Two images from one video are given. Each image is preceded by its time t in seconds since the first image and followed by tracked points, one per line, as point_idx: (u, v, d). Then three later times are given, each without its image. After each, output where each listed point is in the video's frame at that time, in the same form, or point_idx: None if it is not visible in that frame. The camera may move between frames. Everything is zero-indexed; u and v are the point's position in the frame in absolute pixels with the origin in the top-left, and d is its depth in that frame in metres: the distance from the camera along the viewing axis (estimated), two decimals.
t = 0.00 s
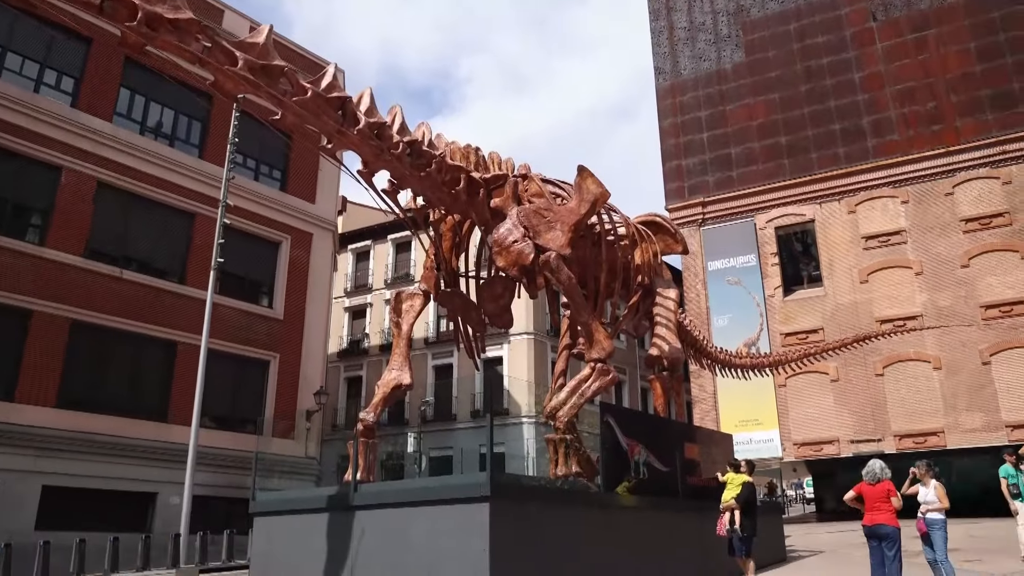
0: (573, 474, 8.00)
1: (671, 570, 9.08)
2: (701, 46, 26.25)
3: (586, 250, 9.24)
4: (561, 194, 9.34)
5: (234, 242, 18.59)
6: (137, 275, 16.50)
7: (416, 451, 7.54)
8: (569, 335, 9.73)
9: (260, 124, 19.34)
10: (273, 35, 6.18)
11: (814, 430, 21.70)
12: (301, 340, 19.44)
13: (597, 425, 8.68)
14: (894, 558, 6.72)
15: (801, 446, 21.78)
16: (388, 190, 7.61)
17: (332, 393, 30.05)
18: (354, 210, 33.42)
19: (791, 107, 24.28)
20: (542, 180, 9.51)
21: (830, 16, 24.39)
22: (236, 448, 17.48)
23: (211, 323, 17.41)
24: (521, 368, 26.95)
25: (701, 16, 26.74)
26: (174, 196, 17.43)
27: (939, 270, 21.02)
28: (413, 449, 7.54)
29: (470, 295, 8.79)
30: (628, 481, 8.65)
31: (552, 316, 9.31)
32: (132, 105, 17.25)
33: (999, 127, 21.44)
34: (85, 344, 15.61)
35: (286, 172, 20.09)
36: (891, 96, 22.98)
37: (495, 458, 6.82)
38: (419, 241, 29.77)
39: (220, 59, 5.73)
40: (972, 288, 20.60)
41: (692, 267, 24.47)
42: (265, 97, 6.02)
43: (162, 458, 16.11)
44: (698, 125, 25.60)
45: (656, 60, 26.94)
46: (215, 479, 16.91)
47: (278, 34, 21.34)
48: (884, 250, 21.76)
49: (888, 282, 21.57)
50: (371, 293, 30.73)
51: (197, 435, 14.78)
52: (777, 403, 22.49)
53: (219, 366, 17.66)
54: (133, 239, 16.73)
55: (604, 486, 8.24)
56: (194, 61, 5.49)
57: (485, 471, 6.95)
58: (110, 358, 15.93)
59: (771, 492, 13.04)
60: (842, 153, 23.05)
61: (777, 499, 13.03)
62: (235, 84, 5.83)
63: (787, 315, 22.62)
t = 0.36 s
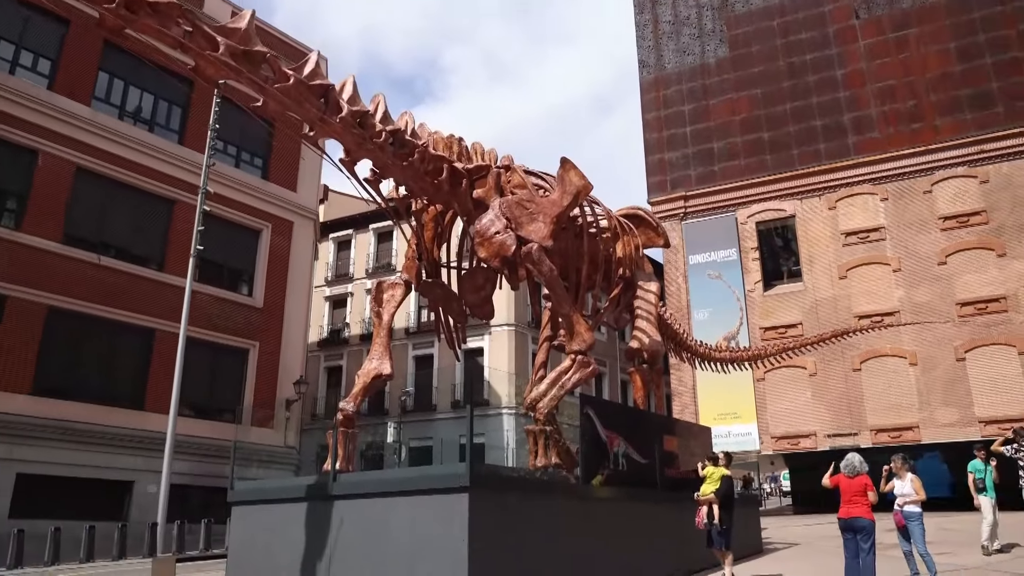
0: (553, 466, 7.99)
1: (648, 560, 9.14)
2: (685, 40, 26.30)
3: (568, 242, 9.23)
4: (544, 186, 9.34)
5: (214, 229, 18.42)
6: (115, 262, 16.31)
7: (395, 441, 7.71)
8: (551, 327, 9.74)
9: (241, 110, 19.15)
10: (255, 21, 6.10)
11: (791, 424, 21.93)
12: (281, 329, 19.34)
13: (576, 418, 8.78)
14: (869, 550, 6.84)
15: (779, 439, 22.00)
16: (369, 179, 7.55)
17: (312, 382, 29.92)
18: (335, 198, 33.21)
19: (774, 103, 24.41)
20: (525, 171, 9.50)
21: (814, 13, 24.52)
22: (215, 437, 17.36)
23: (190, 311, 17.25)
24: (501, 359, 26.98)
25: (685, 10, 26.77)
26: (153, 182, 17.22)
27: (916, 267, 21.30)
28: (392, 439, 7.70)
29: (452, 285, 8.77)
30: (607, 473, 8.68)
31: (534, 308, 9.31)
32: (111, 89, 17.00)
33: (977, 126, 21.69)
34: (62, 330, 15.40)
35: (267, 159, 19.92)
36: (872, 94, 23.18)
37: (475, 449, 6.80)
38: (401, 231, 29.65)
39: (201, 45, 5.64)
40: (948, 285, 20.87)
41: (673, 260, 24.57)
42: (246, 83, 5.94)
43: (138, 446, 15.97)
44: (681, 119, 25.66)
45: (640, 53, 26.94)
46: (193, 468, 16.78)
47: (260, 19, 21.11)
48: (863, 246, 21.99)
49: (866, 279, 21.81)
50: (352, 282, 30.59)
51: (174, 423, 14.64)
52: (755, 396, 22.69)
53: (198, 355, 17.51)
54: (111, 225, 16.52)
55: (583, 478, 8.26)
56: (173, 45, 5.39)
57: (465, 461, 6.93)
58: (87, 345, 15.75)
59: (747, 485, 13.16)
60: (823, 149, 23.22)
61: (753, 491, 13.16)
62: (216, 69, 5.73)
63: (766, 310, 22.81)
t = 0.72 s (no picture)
0: (540, 458, 8.01)
1: (635, 552, 9.20)
2: (676, 34, 26.26)
3: (557, 234, 9.24)
4: (534, 178, 9.34)
5: (202, 219, 18.31)
6: (102, 251, 16.20)
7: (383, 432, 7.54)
8: (539, 319, 9.76)
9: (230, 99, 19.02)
10: (244, 9, 6.05)
11: (778, 417, 22.06)
12: (269, 319, 19.28)
13: (565, 410, 8.75)
14: (855, 542, 6.89)
15: (766, 432, 22.13)
16: (359, 169, 7.52)
17: (300, 373, 29.84)
18: (324, 189, 33.05)
19: (764, 97, 24.45)
20: (515, 163, 9.49)
21: (805, 8, 24.54)
22: (202, 427, 17.30)
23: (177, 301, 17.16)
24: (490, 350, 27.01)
25: (676, 3, 26.72)
26: (140, 171, 17.10)
27: (903, 262, 21.44)
28: (380, 431, 7.53)
29: (440, 277, 8.75)
30: (594, 465, 8.73)
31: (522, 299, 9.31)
32: (98, 77, 16.84)
33: (965, 123, 21.83)
34: (48, 319, 15.29)
35: (256, 148, 19.80)
36: (861, 89, 23.26)
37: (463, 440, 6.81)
38: (390, 222, 29.55)
39: (189, 33, 5.59)
40: (935, 280, 21.04)
41: (662, 253, 24.62)
42: (234, 71, 5.88)
43: (125, 436, 15.90)
44: (671, 112, 25.66)
45: (630, 46, 26.89)
46: (180, 458, 16.71)
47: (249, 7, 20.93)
48: (851, 241, 22.10)
49: (854, 273, 21.93)
50: (341, 273, 30.50)
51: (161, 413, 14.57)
52: (742, 389, 22.81)
53: (186, 345, 17.42)
54: (98, 214, 16.40)
55: (570, 470, 8.30)
56: (161, 33, 5.34)
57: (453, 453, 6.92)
58: (73, 334, 15.64)
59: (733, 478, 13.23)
60: (812, 144, 23.30)
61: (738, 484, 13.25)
62: (204, 58, 5.67)
63: (754, 304, 22.90)
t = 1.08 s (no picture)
0: (534, 451, 7.99)
1: (627, 546, 9.24)
2: (669, 27, 26.21)
3: (550, 228, 9.24)
4: (527, 171, 9.34)
5: (193, 211, 18.22)
6: (93, 243, 16.12)
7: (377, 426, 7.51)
8: (532, 313, 9.77)
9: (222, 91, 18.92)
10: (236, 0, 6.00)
11: (770, 411, 22.15)
12: (261, 313, 19.24)
13: (556, 404, 8.53)
14: (846, 535, 6.96)
15: (758, 426, 22.22)
16: (351, 162, 7.49)
17: (292, 366, 29.79)
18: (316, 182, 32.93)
19: (757, 91, 24.48)
20: (508, 157, 9.48)
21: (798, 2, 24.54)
22: (194, 420, 17.26)
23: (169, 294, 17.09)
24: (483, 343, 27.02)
25: None
26: (131, 162, 17.00)
27: (895, 257, 21.53)
28: (374, 424, 7.49)
29: (433, 270, 8.73)
30: (586, 458, 8.75)
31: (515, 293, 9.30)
32: (88, 67, 16.71)
33: (957, 118, 21.91)
34: (39, 311, 15.21)
35: (248, 141, 19.71)
36: (854, 84, 23.30)
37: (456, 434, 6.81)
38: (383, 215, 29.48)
39: (180, 24, 5.55)
40: (926, 275, 21.14)
41: (655, 247, 24.65)
42: (227, 63, 5.84)
43: (117, 429, 15.87)
44: (665, 106, 25.64)
45: (624, 39, 26.85)
46: (172, 452, 16.67)
47: None
48: (843, 235, 22.17)
49: (846, 268, 22.01)
50: (334, 266, 30.45)
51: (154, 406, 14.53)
52: (734, 383, 22.89)
53: (177, 337, 17.37)
54: (89, 205, 16.30)
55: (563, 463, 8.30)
56: (153, 24, 5.29)
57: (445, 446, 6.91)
58: (64, 326, 15.57)
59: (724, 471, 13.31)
60: (805, 139, 23.33)
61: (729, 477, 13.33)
62: (197, 49, 5.62)
63: (746, 298, 22.96)
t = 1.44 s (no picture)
0: (531, 448, 8.01)
1: (624, 543, 9.26)
2: (667, 24, 26.17)
3: (548, 224, 9.25)
4: (524, 168, 9.34)
5: (191, 208, 18.19)
6: (91, 240, 16.09)
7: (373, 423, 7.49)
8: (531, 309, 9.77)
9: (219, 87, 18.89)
10: None
11: (767, 408, 22.18)
12: (259, 310, 19.23)
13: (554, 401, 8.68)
14: (842, 532, 6.97)
15: (755, 423, 22.25)
16: (349, 159, 7.49)
17: (290, 363, 29.77)
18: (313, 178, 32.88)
19: (755, 88, 24.48)
20: (505, 153, 9.48)
21: None
22: (191, 417, 17.25)
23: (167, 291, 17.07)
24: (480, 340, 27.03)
25: None
26: (129, 159, 16.96)
27: (893, 254, 21.55)
28: (371, 421, 7.48)
29: (431, 267, 8.73)
30: (583, 455, 8.78)
31: (513, 290, 9.30)
32: (85, 64, 16.66)
33: (954, 116, 21.94)
34: (36, 308, 15.18)
35: (246, 137, 19.69)
36: (851, 81, 23.31)
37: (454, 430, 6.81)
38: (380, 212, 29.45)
39: (179, 20, 5.53)
40: (923, 273, 21.18)
41: (653, 244, 24.65)
42: (225, 59, 5.82)
43: (115, 426, 15.86)
44: (662, 103, 25.63)
45: (622, 36, 26.81)
46: (170, 449, 16.67)
47: None
48: (840, 233, 22.20)
49: (844, 265, 22.03)
50: (331, 263, 30.42)
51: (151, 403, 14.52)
52: (732, 380, 22.91)
53: (175, 335, 17.35)
54: (86, 202, 16.27)
55: (560, 460, 8.32)
56: (151, 19, 5.28)
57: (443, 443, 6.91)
58: (62, 323, 15.55)
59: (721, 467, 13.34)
60: (803, 136, 23.35)
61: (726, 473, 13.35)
62: (194, 46, 5.59)
63: (744, 295, 22.98)
